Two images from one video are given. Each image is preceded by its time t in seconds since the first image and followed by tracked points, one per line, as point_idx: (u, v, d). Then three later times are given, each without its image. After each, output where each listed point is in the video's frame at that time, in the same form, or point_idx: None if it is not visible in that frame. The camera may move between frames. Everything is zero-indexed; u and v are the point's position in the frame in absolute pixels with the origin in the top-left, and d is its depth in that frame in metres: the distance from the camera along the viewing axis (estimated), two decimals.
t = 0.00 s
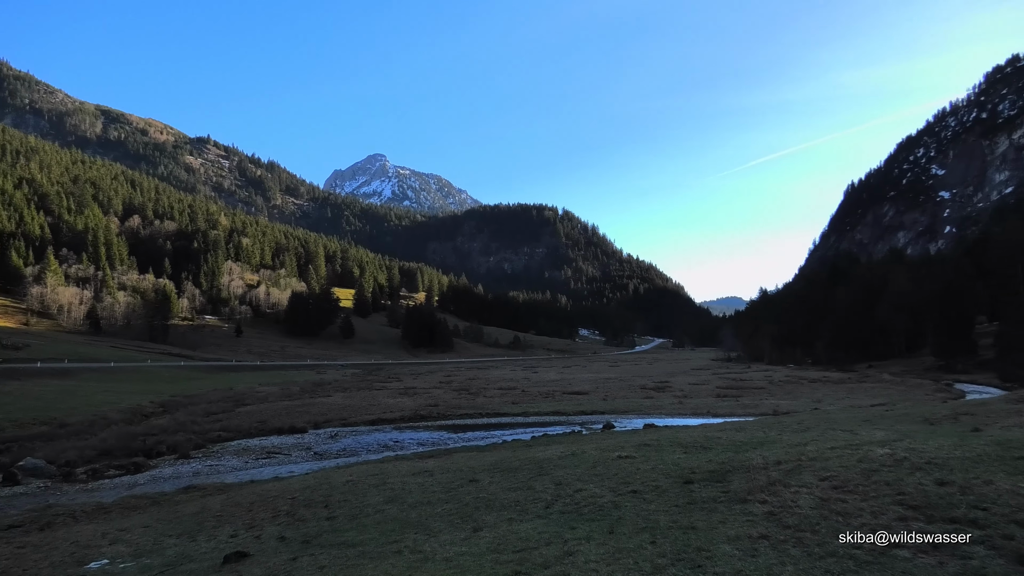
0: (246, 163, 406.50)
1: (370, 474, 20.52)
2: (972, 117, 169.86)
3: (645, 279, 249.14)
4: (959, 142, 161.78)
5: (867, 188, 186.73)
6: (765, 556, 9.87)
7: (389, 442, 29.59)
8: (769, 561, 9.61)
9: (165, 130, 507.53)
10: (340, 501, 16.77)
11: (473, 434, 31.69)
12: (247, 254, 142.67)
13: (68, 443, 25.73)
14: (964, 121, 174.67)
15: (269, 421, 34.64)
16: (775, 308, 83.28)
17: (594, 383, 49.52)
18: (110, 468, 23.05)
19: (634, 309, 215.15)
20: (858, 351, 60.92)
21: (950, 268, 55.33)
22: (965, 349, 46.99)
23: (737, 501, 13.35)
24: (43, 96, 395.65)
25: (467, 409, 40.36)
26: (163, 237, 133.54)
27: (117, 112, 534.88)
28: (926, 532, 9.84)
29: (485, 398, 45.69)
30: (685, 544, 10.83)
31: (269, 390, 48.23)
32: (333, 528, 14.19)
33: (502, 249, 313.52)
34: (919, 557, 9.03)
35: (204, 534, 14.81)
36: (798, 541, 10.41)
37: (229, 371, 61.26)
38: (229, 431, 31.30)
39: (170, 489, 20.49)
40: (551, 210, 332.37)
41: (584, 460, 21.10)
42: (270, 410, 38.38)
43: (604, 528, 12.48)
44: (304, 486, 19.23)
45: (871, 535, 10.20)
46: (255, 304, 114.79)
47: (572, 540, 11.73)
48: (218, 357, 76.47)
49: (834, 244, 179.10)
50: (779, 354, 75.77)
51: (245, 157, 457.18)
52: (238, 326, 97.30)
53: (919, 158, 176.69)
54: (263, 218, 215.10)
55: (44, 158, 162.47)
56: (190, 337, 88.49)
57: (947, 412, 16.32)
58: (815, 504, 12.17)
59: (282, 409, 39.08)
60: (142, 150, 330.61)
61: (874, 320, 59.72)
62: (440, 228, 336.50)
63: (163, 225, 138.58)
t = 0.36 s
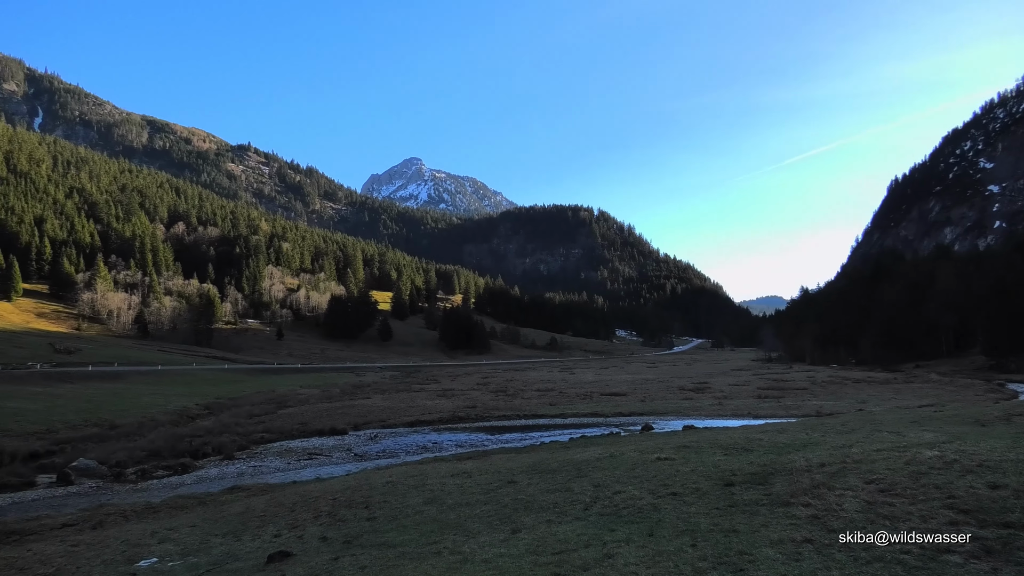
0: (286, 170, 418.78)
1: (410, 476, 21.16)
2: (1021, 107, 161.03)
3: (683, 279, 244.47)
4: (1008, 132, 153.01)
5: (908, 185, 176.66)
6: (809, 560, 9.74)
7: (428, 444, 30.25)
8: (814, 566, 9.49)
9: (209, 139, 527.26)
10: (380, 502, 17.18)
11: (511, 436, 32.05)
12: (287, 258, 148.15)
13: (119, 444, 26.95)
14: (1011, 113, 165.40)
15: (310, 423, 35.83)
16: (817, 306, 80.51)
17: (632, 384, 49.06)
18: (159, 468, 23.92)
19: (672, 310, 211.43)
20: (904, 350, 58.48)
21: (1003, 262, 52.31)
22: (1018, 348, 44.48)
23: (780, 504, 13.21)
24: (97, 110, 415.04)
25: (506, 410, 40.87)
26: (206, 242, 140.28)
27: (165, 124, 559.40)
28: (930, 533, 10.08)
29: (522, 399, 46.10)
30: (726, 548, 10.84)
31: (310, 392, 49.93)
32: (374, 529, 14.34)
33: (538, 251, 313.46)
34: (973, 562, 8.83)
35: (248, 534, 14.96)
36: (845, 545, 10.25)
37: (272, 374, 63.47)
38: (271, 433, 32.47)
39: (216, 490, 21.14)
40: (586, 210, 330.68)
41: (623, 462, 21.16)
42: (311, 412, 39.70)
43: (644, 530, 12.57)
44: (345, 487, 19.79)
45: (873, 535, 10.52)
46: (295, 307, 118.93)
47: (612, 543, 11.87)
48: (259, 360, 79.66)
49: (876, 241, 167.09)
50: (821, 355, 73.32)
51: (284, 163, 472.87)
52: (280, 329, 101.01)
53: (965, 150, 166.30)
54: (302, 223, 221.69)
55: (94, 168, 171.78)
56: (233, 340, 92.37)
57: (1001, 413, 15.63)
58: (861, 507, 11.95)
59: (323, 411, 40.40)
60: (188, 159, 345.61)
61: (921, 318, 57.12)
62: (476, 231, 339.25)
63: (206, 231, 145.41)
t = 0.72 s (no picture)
0: (330, 176, 431.03)
1: (453, 478, 21.85)
2: None
3: (727, 278, 237.57)
4: None
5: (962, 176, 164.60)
6: (859, 565, 9.70)
7: (471, 446, 31.06)
8: (865, 571, 9.41)
9: (257, 147, 548.12)
10: (424, 504, 17.81)
11: (555, 438, 32.45)
12: (332, 263, 153.00)
13: (173, 446, 28.49)
14: None
15: (355, 425, 37.14)
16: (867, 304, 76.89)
17: (676, 386, 48.33)
18: (209, 469, 25.28)
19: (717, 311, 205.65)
20: (960, 349, 55.43)
21: None
22: None
23: (830, 507, 13.05)
24: (151, 123, 436.89)
25: (549, 412, 41.26)
26: (253, 248, 146.50)
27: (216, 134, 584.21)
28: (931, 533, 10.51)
29: (565, 401, 46.36)
30: (774, 552, 10.80)
31: (355, 395, 51.68)
32: (418, 530, 14.94)
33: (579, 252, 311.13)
34: None
35: (296, 534, 15.71)
36: (897, 550, 10.17)
37: (318, 377, 65.83)
38: (318, 435, 33.65)
39: (265, 490, 22.23)
40: (628, 210, 326.62)
41: (668, 464, 21.23)
42: (356, 415, 41.15)
43: (689, 533, 12.67)
44: (389, 489, 20.44)
45: (873, 535, 10.94)
46: (340, 311, 122.90)
47: (657, 546, 12.02)
48: (305, 363, 82.80)
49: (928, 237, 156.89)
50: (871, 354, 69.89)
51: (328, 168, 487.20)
52: (325, 333, 104.69)
53: None
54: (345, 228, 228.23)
55: (147, 178, 181.50)
56: (280, 343, 96.16)
57: None
58: (915, 511, 11.72)
59: (367, 413, 41.82)
60: (236, 168, 360.31)
61: (978, 315, 53.96)
62: (517, 233, 339.88)
63: (253, 237, 151.44)
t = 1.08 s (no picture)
0: (374, 181, 441.62)
1: (496, 479, 22.44)
2: None
3: (774, 277, 230.00)
4: None
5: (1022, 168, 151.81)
6: (916, 571, 9.53)
7: (515, 447, 31.65)
8: None
9: (303, 155, 567.23)
10: (469, 506, 18.37)
11: (598, 439, 32.63)
12: (376, 266, 157.60)
13: (225, 447, 29.89)
14: None
15: (400, 427, 38.15)
16: (920, 301, 73.28)
17: (723, 387, 47.18)
18: (261, 470, 26.51)
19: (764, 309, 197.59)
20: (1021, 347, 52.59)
21: None
22: None
23: (883, 510, 12.82)
24: (203, 133, 459.03)
25: (592, 413, 41.38)
26: (300, 253, 152.45)
27: (265, 142, 607.58)
28: (927, 531, 11.12)
29: (608, 402, 46.28)
30: (824, 555, 10.73)
31: (399, 396, 53.10)
32: (461, 532, 15.37)
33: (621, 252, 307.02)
34: None
35: (344, 534, 16.18)
36: (956, 556, 9.94)
37: (363, 379, 67.75)
38: (364, 436, 34.71)
39: (313, 491, 23.09)
40: (670, 209, 320.55)
41: (713, 466, 21.15)
42: (401, 416, 42.28)
43: (738, 536, 12.65)
44: (432, 492, 21.06)
45: (872, 535, 11.47)
46: (385, 314, 126.09)
47: (703, 548, 12.00)
48: (351, 365, 85.85)
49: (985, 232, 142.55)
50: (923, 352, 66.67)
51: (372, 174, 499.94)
52: (370, 336, 107.90)
53: None
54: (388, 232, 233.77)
55: (198, 187, 190.90)
56: (327, 346, 99.82)
57: None
58: (974, 515, 11.45)
59: (411, 415, 42.90)
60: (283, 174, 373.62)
61: None
62: (557, 233, 338.46)
63: (300, 243, 157.91)
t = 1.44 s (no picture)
0: (414, 185, 449.08)
1: (538, 481, 22.70)
2: None
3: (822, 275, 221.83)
4: None
5: None
6: None
7: (558, 449, 32.13)
8: None
9: (345, 160, 582.90)
10: (512, 507, 18.32)
11: (642, 440, 32.69)
12: (418, 269, 160.97)
13: (273, 448, 30.04)
14: None
15: (443, 428, 38.75)
16: (976, 296, 69.67)
17: (770, 388, 46.09)
18: (307, 471, 26.30)
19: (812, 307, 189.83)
20: None
21: None
22: None
23: (939, 514, 12.59)
24: (250, 141, 479.15)
25: (635, 414, 41.37)
26: (343, 257, 157.84)
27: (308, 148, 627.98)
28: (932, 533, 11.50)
29: (651, 403, 46.05)
30: (876, 560, 10.56)
31: (442, 399, 54.18)
32: (505, 533, 15.32)
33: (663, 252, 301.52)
34: None
35: (389, 535, 16.10)
36: (1017, 562, 9.77)
37: (406, 382, 69.40)
38: (407, 438, 35.16)
39: (358, 492, 22.60)
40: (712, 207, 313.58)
41: (759, 468, 20.99)
42: (444, 418, 43.07)
43: (785, 540, 12.50)
44: (477, 493, 21.10)
45: (873, 535, 12.02)
46: (427, 317, 128.71)
47: (750, 553, 11.86)
48: (395, 367, 88.58)
49: None
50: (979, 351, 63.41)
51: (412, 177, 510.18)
52: (413, 338, 110.57)
53: None
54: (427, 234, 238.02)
55: (244, 194, 199.19)
56: (371, 348, 102.97)
57: None
58: None
59: (454, 417, 43.66)
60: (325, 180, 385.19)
61: None
62: (598, 234, 335.47)
63: (343, 247, 163.56)
